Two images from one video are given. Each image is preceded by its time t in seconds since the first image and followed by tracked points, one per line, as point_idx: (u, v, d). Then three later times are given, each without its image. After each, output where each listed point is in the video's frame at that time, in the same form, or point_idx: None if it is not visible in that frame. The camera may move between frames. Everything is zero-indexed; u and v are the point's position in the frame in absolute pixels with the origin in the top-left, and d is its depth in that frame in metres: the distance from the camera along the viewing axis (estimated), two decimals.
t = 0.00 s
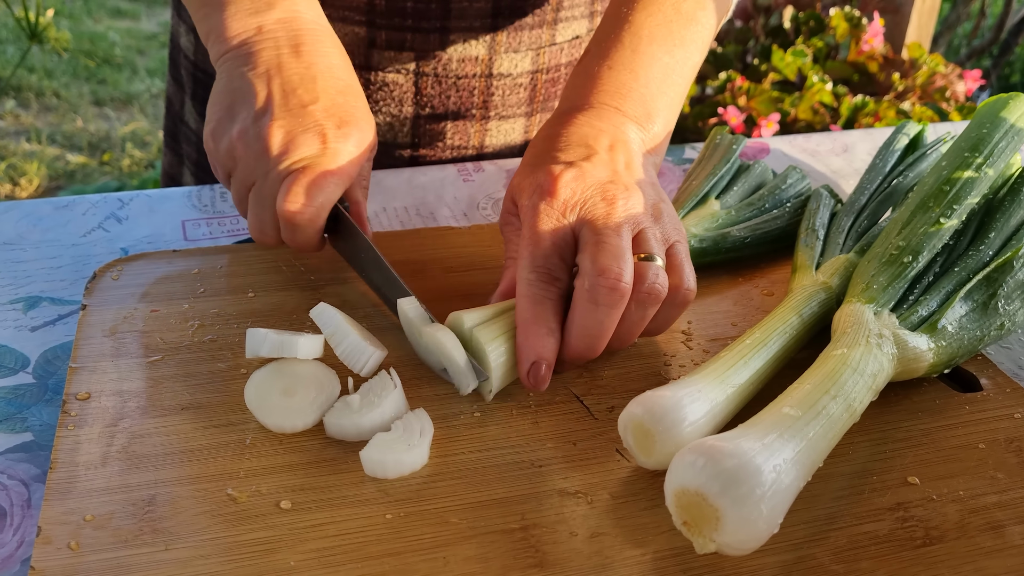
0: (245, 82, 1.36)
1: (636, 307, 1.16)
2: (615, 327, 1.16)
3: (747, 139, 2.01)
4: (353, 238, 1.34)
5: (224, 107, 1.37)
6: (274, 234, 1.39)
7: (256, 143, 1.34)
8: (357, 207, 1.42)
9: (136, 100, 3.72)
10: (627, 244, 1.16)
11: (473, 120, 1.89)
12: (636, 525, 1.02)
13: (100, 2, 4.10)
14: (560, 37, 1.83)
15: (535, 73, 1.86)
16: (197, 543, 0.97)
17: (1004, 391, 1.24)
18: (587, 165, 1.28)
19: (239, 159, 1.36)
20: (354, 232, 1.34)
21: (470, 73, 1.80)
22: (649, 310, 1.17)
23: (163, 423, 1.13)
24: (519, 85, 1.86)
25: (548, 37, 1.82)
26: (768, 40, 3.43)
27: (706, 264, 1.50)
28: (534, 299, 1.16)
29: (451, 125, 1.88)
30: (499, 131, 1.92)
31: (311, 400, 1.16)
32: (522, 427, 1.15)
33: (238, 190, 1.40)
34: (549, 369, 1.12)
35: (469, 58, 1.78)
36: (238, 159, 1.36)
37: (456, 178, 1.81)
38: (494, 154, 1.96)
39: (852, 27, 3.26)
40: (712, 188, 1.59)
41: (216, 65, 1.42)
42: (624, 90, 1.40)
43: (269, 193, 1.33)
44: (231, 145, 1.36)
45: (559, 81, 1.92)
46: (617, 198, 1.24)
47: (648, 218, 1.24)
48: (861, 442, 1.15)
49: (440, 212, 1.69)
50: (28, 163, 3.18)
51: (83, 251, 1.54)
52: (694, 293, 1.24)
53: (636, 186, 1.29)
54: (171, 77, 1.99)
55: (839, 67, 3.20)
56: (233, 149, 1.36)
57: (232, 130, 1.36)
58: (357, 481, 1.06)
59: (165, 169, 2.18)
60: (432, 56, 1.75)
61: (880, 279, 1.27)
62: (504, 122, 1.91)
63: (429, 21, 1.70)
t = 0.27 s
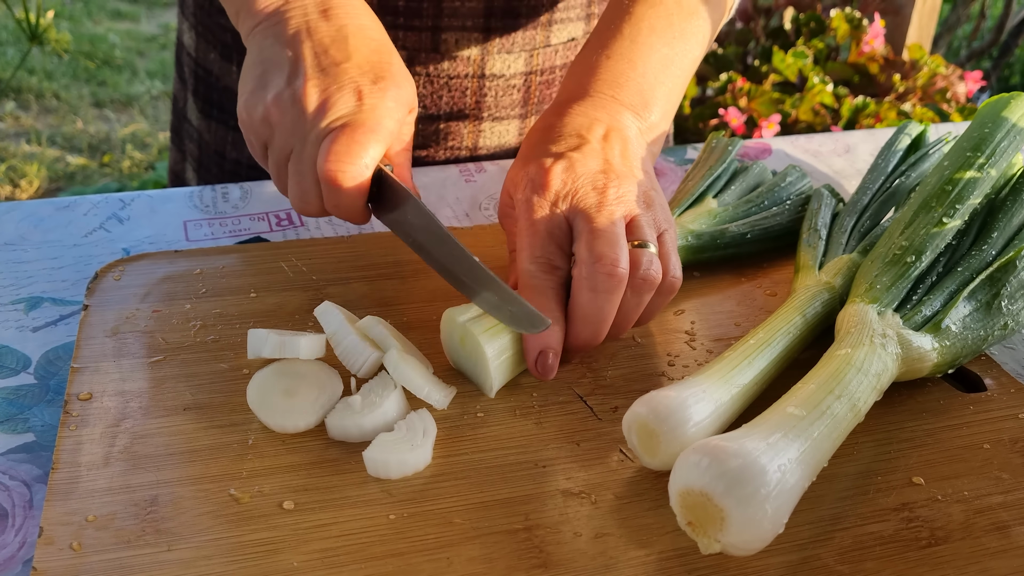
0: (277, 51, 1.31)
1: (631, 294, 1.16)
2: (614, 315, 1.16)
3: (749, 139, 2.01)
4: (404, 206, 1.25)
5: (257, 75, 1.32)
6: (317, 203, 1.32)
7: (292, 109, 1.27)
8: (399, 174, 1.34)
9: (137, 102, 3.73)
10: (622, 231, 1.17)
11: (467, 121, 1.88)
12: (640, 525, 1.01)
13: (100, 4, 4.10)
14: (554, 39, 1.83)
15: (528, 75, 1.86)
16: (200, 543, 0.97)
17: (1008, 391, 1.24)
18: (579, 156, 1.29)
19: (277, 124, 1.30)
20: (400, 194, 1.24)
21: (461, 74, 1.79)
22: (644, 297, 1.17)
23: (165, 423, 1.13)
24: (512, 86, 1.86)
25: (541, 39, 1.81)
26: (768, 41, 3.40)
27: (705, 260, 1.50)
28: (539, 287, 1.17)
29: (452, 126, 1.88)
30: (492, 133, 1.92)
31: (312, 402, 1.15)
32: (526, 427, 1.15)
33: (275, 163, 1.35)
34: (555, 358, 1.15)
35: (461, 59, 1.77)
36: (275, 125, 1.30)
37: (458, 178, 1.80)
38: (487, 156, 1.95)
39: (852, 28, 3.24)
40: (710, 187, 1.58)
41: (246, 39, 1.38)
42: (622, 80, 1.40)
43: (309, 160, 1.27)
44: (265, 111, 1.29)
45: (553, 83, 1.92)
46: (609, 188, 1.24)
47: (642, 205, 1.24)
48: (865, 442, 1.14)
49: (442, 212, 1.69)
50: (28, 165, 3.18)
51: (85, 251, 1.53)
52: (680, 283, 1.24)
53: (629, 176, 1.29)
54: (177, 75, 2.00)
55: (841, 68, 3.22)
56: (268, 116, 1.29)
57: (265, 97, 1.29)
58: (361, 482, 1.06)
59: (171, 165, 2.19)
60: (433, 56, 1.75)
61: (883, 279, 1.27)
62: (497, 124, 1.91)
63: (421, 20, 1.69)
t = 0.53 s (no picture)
0: (334, 107, 1.30)
1: (632, 288, 1.15)
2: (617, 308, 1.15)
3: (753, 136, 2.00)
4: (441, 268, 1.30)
5: (309, 130, 1.32)
6: (350, 270, 1.30)
7: (346, 171, 1.27)
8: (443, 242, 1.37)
9: (137, 101, 3.72)
10: (622, 226, 1.16)
11: (475, 118, 1.87)
12: (648, 520, 1.01)
13: (100, 3, 4.10)
14: (563, 37, 1.83)
15: (537, 73, 1.85)
16: (206, 537, 0.96)
17: (1015, 386, 1.24)
18: (582, 156, 1.29)
19: (325, 185, 1.29)
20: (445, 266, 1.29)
21: (471, 72, 1.79)
22: (647, 292, 1.16)
23: (169, 417, 1.12)
24: (521, 85, 1.86)
25: (551, 37, 1.81)
26: (770, 40, 3.44)
27: (712, 258, 1.49)
28: (540, 287, 1.18)
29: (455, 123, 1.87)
30: (501, 131, 1.91)
31: (318, 395, 1.14)
32: (532, 421, 1.15)
33: (309, 220, 1.32)
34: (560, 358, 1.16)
35: (471, 58, 1.76)
36: (323, 186, 1.29)
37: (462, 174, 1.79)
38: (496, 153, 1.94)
39: (854, 26, 3.23)
40: (715, 183, 1.58)
41: (294, 93, 1.36)
42: (623, 87, 1.40)
43: (355, 223, 1.26)
44: (315, 169, 1.29)
45: (561, 82, 1.91)
46: (610, 186, 1.23)
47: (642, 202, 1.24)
48: (873, 436, 1.14)
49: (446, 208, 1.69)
50: (29, 164, 3.18)
51: (87, 246, 1.53)
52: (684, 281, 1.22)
53: (631, 175, 1.28)
54: (178, 71, 1.99)
55: (843, 67, 3.21)
56: (319, 173, 1.29)
57: (315, 154, 1.30)
58: (367, 476, 1.05)
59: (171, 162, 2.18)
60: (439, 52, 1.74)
61: (890, 274, 1.26)
62: (505, 122, 1.90)
63: (431, 19, 1.69)
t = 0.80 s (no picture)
0: (256, 47, 1.36)
1: (664, 289, 1.16)
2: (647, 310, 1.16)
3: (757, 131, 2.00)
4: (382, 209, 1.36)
5: (236, 72, 1.38)
6: (290, 195, 1.41)
7: (266, 107, 1.33)
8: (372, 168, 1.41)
9: (137, 101, 3.72)
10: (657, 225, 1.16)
11: (496, 112, 1.87)
12: (654, 513, 1.00)
13: (100, 3, 4.10)
14: (582, 27, 1.81)
15: (558, 64, 1.84)
16: (210, 531, 0.96)
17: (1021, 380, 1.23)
18: (608, 146, 1.27)
19: (252, 122, 1.36)
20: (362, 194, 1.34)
21: (493, 63, 1.79)
22: (678, 293, 1.17)
23: (173, 411, 1.12)
24: (542, 76, 1.85)
25: (570, 28, 1.80)
26: (770, 39, 3.42)
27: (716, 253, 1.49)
28: (559, 288, 1.14)
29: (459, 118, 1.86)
30: (521, 123, 1.91)
31: (322, 388, 1.14)
32: (537, 415, 1.14)
33: (252, 154, 1.43)
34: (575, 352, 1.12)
35: (492, 48, 1.76)
36: (251, 122, 1.37)
37: (465, 169, 1.79)
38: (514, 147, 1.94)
39: (855, 25, 3.22)
40: (722, 175, 1.58)
41: (232, 31, 1.43)
42: (647, 57, 1.41)
43: (283, 157, 1.34)
44: (242, 109, 1.36)
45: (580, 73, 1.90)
46: (641, 181, 1.23)
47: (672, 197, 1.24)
48: (879, 430, 1.13)
49: (449, 204, 1.68)
50: (29, 164, 3.17)
51: (90, 242, 1.52)
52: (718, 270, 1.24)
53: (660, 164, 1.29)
54: (183, 75, 1.98)
55: (843, 66, 3.22)
56: (245, 112, 1.36)
57: (243, 94, 1.36)
58: (371, 469, 1.05)
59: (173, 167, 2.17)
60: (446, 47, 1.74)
61: (895, 267, 1.26)
62: (526, 114, 1.90)
63: (453, 10, 1.68)
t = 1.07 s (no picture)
0: (311, 39, 1.27)
1: (667, 272, 1.19)
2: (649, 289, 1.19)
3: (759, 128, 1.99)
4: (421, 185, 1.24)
5: (288, 65, 1.28)
6: (341, 192, 1.29)
7: (326, 96, 1.24)
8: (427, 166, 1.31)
9: (136, 101, 3.70)
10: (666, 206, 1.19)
11: (488, 109, 1.85)
12: (659, 508, 1.00)
13: (99, 4, 4.10)
14: (575, 25, 1.80)
15: (551, 61, 1.83)
16: (212, 527, 0.95)
17: None
18: (626, 128, 1.28)
19: (308, 113, 1.27)
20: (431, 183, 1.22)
21: (485, 61, 1.77)
22: (680, 275, 1.20)
23: (175, 407, 1.11)
24: (534, 73, 1.84)
25: (563, 25, 1.79)
26: (772, 38, 3.44)
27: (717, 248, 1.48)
28: (577, 261, 1.19)
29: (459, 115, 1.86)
30: (513, 120, 1.90)
31: (324, 383, 1.13)
32: (540, 410, 1.14)
33: (298, 148, 1.31)
34: (588, 330, 1.18)
35: (485, 45, 1.74)
36: (306, 112, 1.27)
37: (466, 166, 1.78)
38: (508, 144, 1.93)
39: (856, 24, 3.20)
40: (721, 173, 1.57)
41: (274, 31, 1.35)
42: (654, 63, 1.40)
43: (340, 146, 1.24)
44: (297, 97, 1.26)
45: (574, 70, 1.89)
46: (658, 160, 1.25)
47: (682, 181, 1.27)
48: (885, 426, 1.13)
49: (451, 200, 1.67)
50: (28, 164, 3.16)
51: (91, 238, 1.52)
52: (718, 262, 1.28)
53: (672, 151, 1.30)
54: (184, 67, 1.98)
55: (844, 65, 3.19)
56: (300, 102, 1.27)
57: (296, 83, 1.27)
58: (374, 465, 1.04)
59: (178, 158, 2.17)
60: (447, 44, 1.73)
61: (900, 263, 1.26)
62: (519, 111, 1.89)
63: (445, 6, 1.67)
